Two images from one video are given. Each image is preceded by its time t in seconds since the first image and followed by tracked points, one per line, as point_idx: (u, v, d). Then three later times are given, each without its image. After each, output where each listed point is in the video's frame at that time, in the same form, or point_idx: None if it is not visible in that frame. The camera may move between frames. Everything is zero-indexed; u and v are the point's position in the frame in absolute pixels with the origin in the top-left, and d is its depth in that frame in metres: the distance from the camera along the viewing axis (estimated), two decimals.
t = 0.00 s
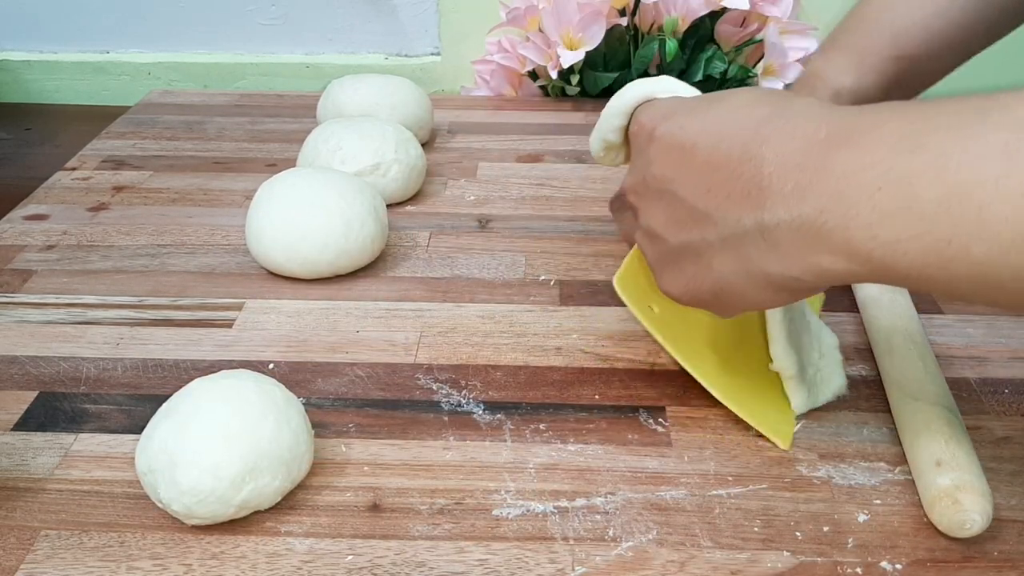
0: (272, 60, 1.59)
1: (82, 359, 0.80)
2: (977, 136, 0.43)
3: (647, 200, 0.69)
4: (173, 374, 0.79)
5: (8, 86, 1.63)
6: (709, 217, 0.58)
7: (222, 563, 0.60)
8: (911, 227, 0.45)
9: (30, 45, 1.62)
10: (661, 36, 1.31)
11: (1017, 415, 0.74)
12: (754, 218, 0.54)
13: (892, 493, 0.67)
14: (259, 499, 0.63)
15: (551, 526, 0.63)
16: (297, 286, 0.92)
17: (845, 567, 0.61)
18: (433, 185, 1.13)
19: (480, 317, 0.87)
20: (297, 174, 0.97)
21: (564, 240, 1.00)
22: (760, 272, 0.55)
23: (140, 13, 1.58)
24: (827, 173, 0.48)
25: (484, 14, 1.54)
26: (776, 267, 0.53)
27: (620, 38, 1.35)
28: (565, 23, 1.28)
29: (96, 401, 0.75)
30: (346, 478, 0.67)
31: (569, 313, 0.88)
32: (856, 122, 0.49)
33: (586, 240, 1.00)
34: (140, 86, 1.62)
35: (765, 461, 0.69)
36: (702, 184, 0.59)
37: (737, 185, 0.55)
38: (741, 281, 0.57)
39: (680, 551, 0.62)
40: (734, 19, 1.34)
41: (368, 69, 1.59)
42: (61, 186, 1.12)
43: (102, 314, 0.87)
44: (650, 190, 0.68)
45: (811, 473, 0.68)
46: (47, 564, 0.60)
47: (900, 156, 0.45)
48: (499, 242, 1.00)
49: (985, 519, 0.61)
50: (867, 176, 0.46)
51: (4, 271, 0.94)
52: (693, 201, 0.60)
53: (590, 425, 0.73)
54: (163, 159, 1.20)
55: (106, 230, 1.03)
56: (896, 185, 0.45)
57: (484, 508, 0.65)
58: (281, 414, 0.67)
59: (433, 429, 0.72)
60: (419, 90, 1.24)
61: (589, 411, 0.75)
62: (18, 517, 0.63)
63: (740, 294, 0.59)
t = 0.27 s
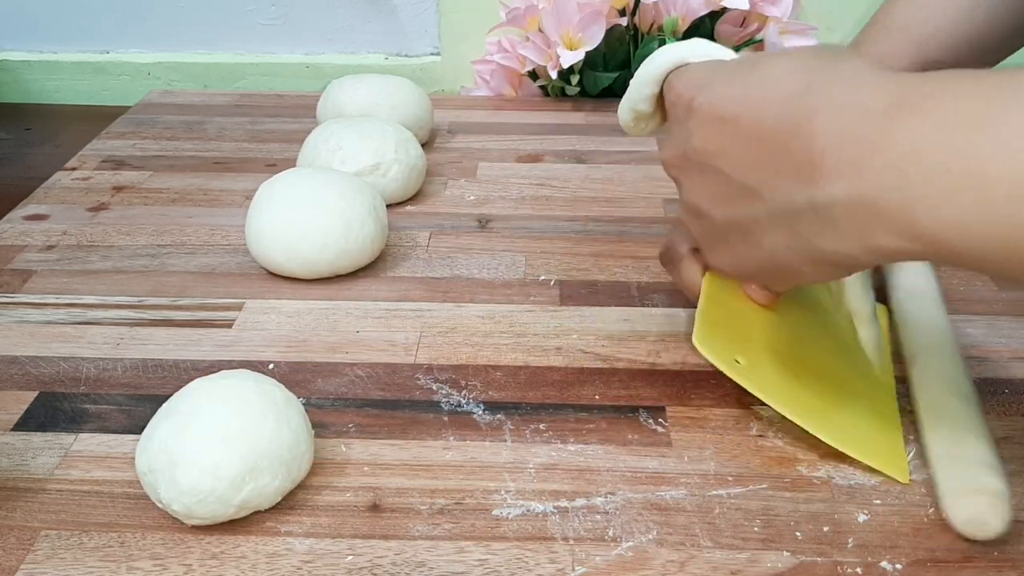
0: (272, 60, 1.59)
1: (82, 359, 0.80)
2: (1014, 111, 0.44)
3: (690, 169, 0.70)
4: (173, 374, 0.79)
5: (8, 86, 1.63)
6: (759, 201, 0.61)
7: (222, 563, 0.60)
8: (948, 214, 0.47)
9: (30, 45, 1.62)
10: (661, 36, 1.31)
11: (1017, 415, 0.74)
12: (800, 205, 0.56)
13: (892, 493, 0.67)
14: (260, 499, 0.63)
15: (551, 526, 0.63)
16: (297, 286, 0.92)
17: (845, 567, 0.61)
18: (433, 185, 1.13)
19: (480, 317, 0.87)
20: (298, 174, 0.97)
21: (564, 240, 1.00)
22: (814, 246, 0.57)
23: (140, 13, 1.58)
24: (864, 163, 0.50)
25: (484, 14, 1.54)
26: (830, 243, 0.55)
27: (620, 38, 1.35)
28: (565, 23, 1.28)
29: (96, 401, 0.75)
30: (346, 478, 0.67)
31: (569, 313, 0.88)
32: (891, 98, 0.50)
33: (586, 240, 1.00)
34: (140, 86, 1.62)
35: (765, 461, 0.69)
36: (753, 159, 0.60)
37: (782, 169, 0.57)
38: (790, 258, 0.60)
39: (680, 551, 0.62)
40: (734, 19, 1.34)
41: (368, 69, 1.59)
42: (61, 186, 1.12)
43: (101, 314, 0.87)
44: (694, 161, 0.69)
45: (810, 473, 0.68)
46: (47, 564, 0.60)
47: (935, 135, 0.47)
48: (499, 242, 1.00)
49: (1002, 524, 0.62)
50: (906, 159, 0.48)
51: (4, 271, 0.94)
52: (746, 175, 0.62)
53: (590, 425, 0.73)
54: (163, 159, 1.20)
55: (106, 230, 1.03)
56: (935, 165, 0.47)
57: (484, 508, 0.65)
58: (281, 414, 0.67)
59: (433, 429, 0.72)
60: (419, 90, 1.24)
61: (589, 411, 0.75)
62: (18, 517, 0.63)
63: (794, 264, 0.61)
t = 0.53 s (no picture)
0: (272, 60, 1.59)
1: (82, 359, 0.80)
2: None
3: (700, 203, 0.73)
4: (173, 374, 0.79)
5: (8, 86, 1.63)
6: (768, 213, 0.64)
7: (222, 564, 0.60)
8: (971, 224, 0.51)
9: (30, 45, 1.62)
10: (661, 36, 1.31)
11: (1017, 415, 0.74)
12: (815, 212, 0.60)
13: (892, 493, 0.67)
14: (259, 499, 0.63)
15: (551, 526, 0.63)
16: (297, 286, 0.92)
17: (845, 567, 0.61)
18: (433, 185, 1.13)
19: (480, 317, 0.87)
20: (298, 174, 0.97)
21: (564, 241, 1.00)
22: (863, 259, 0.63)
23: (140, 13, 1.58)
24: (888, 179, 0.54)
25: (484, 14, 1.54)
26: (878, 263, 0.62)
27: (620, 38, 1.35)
28: (565, 23, 1.29)
29: (96, 401, 0.75)
30: (346, 478, 0.67)
31: (569, 313, 0.88)
32: (897, 113, 0.53)
33: (586, 240, 1.00)
34: (140, 86, 1.62)
35: (765, 461, 0.69)
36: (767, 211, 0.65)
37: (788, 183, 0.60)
38: (815, 259, 0.66)
39: (680, 550, 0.62)
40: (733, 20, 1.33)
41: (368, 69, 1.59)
42: (61, 186, 1.12)
43: (101, 314, 0.87)
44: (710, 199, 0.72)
45: (811, 473, 0.68)
46: (47, 564, 0.60)
47: (953, 152, 0.51)
48: (499, 242, 1.00)
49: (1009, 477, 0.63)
50: (929, 176, 0.52)
51: (4, 271, 0.94)
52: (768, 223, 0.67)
53: (590, 425, 0.73)
54: (163, 159, 1.20)
55: (106, 230, 1.03)
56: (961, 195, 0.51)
57: (484, 508, 0.65)
58: (281, 414, 0.67)
59: (433, 430, 0.72)
60: (419, 90, 1.25)
61: (589, 411, 0.75)
62: (18, 517, 0.63)
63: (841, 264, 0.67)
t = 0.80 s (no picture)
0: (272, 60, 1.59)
1: (82, 359, 0.80)
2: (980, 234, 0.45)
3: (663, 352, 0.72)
4: (173, 374, 0.79)
5: (8, 86, 1.63)
6: (713, 340, 0.63)
7: (222, 563, 0.60)
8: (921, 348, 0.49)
9: (30, 45, 1.62)
10: (661, 36, 1.31)
11: (1017, 415, 0.74)
12: (763, 348, 0.58)
13: (892, 493, 0.67)
14: (260, 499, 0.63)
15: (551, 526, 0.63)
16: (297, 286, 0.92)
17: (845, 567, 0.61)
18: (434, 185, 1.13)
19: (480, 317, 0.87)
20: (297, 174, 0.97)
21: (565, 241, 1.00)
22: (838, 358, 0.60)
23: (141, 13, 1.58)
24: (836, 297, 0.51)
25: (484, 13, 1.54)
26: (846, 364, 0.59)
27: (620, 38, 1.35)
28: (565, 23, 1.29)
29: (96, 401, 0.75)
30: (346, 478, 0.67)
31: (569, 313, 0.88)
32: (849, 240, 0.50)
33: (586, 240, 1.00)
34: (140, 86, 1.62)
35: (765, 461, 0.69)
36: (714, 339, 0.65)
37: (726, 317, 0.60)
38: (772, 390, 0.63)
39: (680, 551, 0.62)
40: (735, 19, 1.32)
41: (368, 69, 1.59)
42: (61, 186, 1.12)
43: (101, 314, 0.87)
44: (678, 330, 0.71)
45: (810, 473, 0.68)
46: (47, 564, 0.60)
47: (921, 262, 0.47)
48: (499, 242, 1.00)
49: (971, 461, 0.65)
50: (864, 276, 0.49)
51: (4, 271, 0.94)
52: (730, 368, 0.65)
53: (590, 426, 0.73)
54: (163, 159, 1.20)
55: (106, 230, 1.03)
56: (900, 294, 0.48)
57: (484, 508, 0.65)
58: (281, 414, 0.67)
59: (433, 430, 0.72)
60: (420, 90, 1.25)
61: (589, 411, 0.75)
62: (18, 517, 0.63)
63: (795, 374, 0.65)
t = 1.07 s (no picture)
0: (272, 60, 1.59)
1: (82, 359, 0.80)
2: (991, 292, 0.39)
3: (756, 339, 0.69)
4: (173, 374, 0.79)
5: (8, 86, 1.63)
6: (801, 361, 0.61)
7: (222, 564, 0.60)
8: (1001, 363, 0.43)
9: (30, 45, 1.62)
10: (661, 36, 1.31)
11: (1017, 415, 0.74)
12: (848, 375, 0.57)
13: (892, 493, 0.67)
14: (260, 499, 0.63)
15: (551, 527, 0.63)
16: (297, 286, 0.92)
17: (845, 567, 0.61)
18: (433, 185, 1.13)
19: (480, 317, 0.87)
20: (297, 174, 0.97)
21: (565, 241, 1.00)
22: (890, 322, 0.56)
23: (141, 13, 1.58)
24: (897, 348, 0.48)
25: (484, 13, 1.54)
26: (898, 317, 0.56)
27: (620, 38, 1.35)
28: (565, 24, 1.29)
29: (96, 401, 0.75)
30: (346, 478, 0.67)
31: (569, 313, 0.88)
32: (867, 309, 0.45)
33: (586, 240, 1.00)
34: (140, 86, 1.62)
35: (765, 461, 0.69)
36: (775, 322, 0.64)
37: (883, 291, 0.44)
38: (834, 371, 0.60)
39: (680, 551, 0.62)
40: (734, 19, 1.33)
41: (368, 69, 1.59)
42: (61, 186, 1.12)
43: (101, 314, 0.87)
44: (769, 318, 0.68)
45: (810, 473, 0.68)
46: (47, 564, 0.60)
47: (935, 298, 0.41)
48: (499, 242, 1.00)
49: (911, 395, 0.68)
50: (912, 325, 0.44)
51: (4, 271, 0.94)
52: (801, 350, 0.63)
53: (590, 426, 0.73)
54: (163, 159, 1.20)
55: (106, 230, 1.03)
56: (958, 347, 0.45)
57: (484, 508, 0.65)
58: (281, 413, 0.67)
59: (433, 430, 0.72)
60: (420, 90, 1.25)
61: (589, 411, 0.75)
62: (18, 517, 0.63)
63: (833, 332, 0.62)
